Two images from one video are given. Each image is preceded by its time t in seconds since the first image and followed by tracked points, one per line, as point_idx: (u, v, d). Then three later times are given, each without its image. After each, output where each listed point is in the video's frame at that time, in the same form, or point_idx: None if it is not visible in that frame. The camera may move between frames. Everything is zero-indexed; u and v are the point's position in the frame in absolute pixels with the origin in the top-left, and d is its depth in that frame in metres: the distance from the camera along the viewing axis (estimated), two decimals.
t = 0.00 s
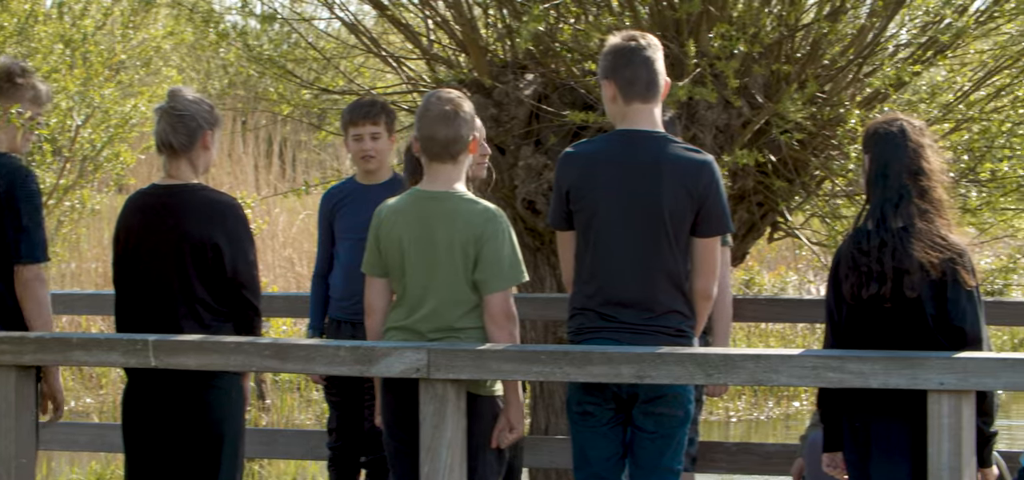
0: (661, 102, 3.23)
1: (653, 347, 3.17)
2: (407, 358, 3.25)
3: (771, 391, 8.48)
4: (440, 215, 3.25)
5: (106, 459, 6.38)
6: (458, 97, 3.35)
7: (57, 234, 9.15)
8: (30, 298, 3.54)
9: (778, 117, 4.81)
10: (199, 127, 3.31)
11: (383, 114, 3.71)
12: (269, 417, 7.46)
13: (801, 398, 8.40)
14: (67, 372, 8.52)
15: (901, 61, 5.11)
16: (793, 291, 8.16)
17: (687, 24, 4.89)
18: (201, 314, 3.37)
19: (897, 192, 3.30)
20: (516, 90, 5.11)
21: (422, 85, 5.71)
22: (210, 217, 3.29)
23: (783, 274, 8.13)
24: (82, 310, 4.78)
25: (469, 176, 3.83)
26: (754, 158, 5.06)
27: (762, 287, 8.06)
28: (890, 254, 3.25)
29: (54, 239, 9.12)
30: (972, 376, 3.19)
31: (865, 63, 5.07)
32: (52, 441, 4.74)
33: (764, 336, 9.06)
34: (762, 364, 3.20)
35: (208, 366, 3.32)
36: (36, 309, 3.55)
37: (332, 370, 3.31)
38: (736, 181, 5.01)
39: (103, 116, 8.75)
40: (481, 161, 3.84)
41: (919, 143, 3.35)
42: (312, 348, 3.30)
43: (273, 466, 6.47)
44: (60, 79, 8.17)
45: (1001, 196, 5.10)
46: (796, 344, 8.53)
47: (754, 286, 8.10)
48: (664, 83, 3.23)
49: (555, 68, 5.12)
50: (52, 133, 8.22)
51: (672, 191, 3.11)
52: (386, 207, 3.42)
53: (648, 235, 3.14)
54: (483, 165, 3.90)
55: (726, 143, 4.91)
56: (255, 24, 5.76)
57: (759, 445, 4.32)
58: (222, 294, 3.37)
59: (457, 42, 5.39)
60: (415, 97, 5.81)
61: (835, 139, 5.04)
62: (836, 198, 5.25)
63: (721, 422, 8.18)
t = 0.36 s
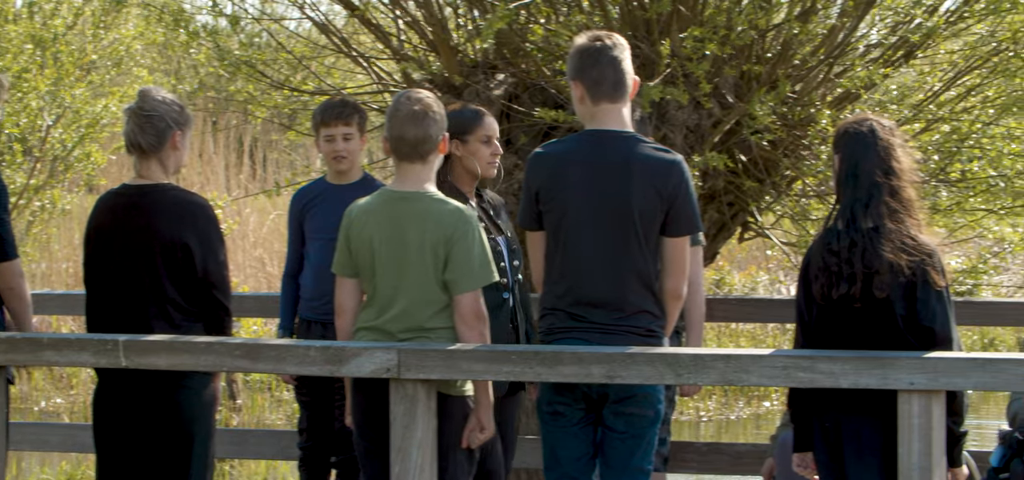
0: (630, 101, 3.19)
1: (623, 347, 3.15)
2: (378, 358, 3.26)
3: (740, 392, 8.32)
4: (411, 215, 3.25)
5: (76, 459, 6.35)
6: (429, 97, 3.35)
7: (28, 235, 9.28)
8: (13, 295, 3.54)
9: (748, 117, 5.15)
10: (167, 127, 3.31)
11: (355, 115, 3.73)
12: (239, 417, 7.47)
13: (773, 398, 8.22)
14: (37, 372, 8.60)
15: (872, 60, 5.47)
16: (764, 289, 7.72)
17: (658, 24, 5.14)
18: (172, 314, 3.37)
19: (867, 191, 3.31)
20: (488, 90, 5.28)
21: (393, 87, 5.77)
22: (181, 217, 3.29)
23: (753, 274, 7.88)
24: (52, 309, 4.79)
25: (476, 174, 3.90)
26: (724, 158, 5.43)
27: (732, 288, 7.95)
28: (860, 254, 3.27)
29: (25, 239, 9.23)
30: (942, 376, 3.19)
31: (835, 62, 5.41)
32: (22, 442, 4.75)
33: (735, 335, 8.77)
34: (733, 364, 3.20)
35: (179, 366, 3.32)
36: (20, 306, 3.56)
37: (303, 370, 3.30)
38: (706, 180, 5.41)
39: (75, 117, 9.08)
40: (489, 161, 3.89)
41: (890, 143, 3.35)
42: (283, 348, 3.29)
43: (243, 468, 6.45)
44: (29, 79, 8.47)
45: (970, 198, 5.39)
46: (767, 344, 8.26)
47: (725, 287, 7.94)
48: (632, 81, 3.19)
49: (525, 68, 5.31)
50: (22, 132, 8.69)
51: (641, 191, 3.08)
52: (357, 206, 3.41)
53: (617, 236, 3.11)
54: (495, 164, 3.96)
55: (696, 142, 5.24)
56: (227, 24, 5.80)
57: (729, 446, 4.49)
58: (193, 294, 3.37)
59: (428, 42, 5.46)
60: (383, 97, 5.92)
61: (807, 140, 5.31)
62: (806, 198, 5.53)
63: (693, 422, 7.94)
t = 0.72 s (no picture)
0: (598, 101, 3.17)
1: (592, 347, 3.12)
2: (347, 358, 3.26)
3: (710, 392, 8.12)
4: (380, 215, 3.25)
5: (46, 460, 6.30)
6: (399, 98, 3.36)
7: None
8: None
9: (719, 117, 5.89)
10: (133, 127, 3.30)
11: (327, 116, 3.74)
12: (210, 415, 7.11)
13: (742, 398, 8.01)
14: (9, 373, 8.50)
15: (841, 58, 6.17)
16: (732, 290, 7.95)
17: (628, 25, 5.91)
18: (141, 314, 3.37)
19: (835, 191, 3.30)
20: (456, 92, 6.09)
21: (362, 85, 6.68)
22: (149, 218, 3.29)
23: (723, 274, 7.96)
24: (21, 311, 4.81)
25: (480, 175, 3.99)
26: (695, 159, 6.31)
27: (702, 288, 7.94)
28: (830, 253, 3.26)
29: None
30: (911, 377, 3.20)
31: (805, 62, 6.17)
32: None
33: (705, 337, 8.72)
34: (702, 364, 3.20)
35: (149, 366, 3.32)
36: None
37: (272, 370, 3.30)
38: (677, 180, 6.31)
39: (44, 117, 9.21)
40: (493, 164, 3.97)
41: (858, 143, 3.36)
42: (252, 348, 3.29)
43: (214, 466, 6.11)
44: None
45: (937, 198, 6.06)
46: (736, 344, 8.33)
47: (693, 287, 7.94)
48: (600, 82, 3.18)
49: (494, 68, 6.15)
50: None
51: (609, 191, 3.06)
52: (326, 207, 3.40)
53: (585, 236, 3.09)
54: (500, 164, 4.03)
55: (665, 142, 6.11)
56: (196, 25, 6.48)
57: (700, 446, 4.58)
58: (162, 294, 3.38)
59: (398, 42, 6.31)
60: (353, 95, 6.76)
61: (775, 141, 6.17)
62: (774, 198, 6.32)
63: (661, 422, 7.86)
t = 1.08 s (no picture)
0: (561, 102, 3.17)
1: (558, 347, 3.11)
2: (315, 358, 3.26)
3: (678, 392, 8.09)
4: (348, 215, 3.25)
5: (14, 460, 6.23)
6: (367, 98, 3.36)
7: None
8: None
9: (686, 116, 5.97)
10: (99, 127, 3.31)
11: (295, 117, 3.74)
12: (180, 415, 7.09)
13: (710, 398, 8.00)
14: None
15: (809, 58, 6.16)
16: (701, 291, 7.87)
17: (596, 25, 6.00)
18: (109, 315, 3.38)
19: (805, 191, 3.28)
20: (423, 92, 6.13)
21: (329, 85, 6.63)
22: (117, 219, 3.28)
23: (692, 274, 7.91)
24: None
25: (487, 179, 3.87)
26: (663, 157, 6.29)
27: (670, 288, 7.67)
28: (799, 253, 3.23)
29: None
30: (879, 377, 3.21)
31: (772, 62, 6.17)
32: None
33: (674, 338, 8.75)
34: (670, 364, 3.20)
35: (117, 367, 3.32)
36: None
37: (240, 371, 3.30)
38: (646, 179, 6.31)
39: (12, 118, 9.51)
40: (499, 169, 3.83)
41: (827, 143, 3.33)
42: (220, 348, 3.30)
43: (181, 466, 6.11)
44: None
45: (905, 198, 6.11)
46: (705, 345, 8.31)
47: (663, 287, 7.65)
48: (564, 82, 3.18)
49: (463, 68, 6.19)
50: None
51: (574, 191, 3.05)
52: (294, 207, 3.40)
53: (551, 235, 3.08)
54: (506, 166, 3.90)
55: (633, 141, 6.09)
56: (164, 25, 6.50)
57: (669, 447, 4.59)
58: (130, 295, 3.38)
59: (364, 42, 6.33)
60: (320, 96, 6.70)
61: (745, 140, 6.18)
62: (743, 199, 6.28)
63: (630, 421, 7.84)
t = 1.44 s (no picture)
0: (524, 101, 3.17)
1: (524, 347, 3.11)
2: (282, 359, 3.25)
3: (646, 392, 8.46)
4: (315, 215, 3.25)
5: None
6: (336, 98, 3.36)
7: None
8: None
9: (653, 117, 5.16)
10: (64, 128, 3.31)
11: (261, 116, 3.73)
12: (146, 415, 7.63)
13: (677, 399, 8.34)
14: None
15: (776, 59, 5.61)
16: (669, 290, 7.82)
17: (563, 25, 5.22)
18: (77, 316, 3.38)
19: (773, 192, 3.25)
20: (392, 91, 5.45)
21: (297, 88, 5.81)
22: (85, 220, 3.29)
23: (659, 275, 7.82)
24: None
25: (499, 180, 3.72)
26: (630, 158, 5.50)
27: (637, 288, 7.68)
28: (768, 253, 3.20)
29: None
30: (846, 376, 3.22)
31: (741, 62, 5.53)
32: None
33: (640, 337, 8.86)
34: (637, 364, 3.21)
35: (85, 367, 3.31)
36: None
37: (208, 371, 3.30)
38: (613, 179, 5.45)
39: None
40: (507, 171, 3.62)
41: (795, 143, 3.31)
42: (188, 349, 3.30)
43: (150, 467, 6.78)
44: None
45: (873, 198, 5.54)
46: (672, 345, 8.46)
47: (630, 288, 7.66)
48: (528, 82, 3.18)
49: (430, 69, 5.41)
50: None
51: (540, 190, 3.05)
52: (262, 208, 3.39)
53: (516, 235, 3.07)
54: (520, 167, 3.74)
55: (600, 143, 5.28)
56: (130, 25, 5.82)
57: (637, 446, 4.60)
58: (98, 296, 3.38)
59: (333, 42, 5.60)
60: (290, 97, 5.97)
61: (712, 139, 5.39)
62: (711, 199, 5.56)
63: (598, 424, 8.00)
